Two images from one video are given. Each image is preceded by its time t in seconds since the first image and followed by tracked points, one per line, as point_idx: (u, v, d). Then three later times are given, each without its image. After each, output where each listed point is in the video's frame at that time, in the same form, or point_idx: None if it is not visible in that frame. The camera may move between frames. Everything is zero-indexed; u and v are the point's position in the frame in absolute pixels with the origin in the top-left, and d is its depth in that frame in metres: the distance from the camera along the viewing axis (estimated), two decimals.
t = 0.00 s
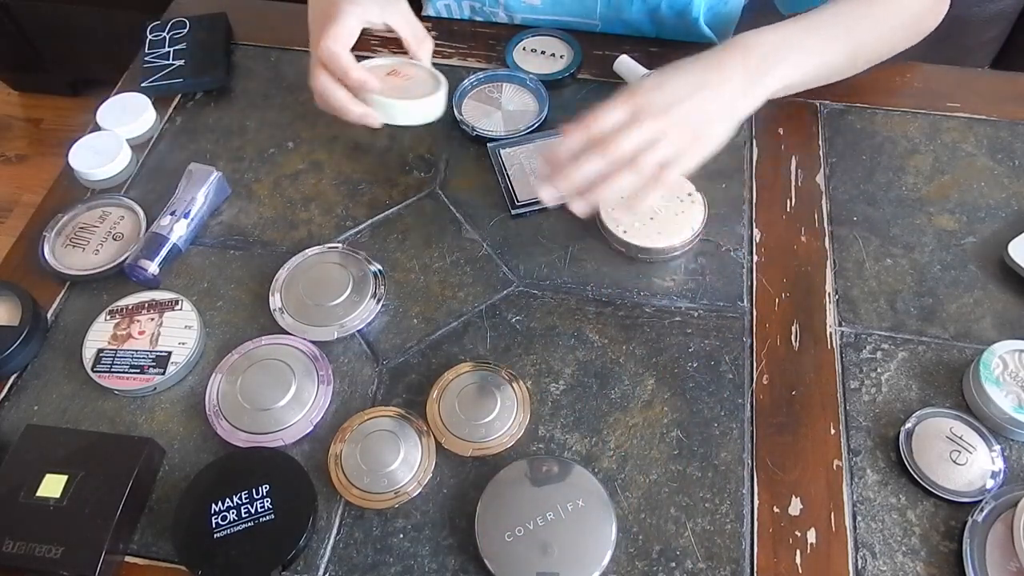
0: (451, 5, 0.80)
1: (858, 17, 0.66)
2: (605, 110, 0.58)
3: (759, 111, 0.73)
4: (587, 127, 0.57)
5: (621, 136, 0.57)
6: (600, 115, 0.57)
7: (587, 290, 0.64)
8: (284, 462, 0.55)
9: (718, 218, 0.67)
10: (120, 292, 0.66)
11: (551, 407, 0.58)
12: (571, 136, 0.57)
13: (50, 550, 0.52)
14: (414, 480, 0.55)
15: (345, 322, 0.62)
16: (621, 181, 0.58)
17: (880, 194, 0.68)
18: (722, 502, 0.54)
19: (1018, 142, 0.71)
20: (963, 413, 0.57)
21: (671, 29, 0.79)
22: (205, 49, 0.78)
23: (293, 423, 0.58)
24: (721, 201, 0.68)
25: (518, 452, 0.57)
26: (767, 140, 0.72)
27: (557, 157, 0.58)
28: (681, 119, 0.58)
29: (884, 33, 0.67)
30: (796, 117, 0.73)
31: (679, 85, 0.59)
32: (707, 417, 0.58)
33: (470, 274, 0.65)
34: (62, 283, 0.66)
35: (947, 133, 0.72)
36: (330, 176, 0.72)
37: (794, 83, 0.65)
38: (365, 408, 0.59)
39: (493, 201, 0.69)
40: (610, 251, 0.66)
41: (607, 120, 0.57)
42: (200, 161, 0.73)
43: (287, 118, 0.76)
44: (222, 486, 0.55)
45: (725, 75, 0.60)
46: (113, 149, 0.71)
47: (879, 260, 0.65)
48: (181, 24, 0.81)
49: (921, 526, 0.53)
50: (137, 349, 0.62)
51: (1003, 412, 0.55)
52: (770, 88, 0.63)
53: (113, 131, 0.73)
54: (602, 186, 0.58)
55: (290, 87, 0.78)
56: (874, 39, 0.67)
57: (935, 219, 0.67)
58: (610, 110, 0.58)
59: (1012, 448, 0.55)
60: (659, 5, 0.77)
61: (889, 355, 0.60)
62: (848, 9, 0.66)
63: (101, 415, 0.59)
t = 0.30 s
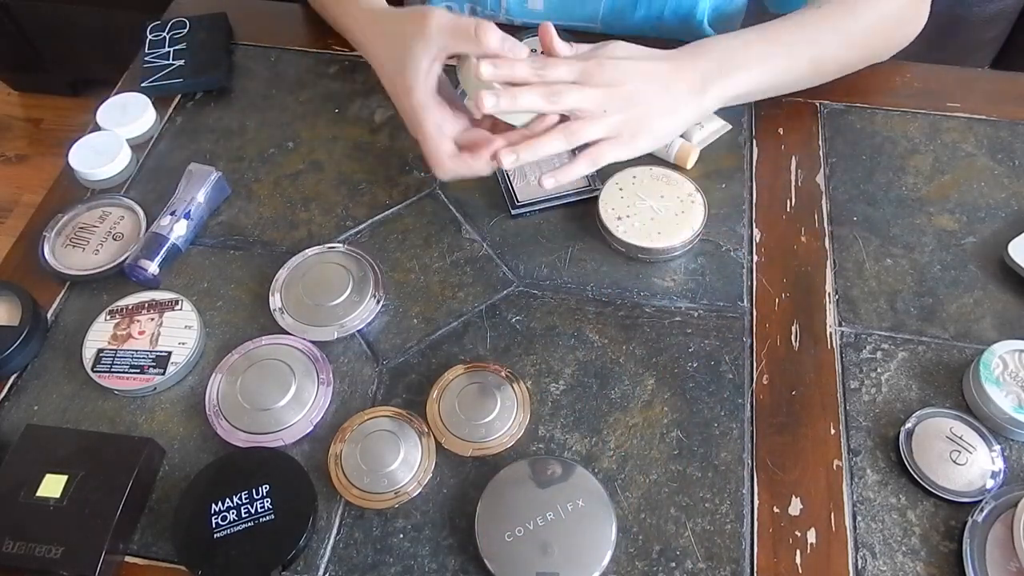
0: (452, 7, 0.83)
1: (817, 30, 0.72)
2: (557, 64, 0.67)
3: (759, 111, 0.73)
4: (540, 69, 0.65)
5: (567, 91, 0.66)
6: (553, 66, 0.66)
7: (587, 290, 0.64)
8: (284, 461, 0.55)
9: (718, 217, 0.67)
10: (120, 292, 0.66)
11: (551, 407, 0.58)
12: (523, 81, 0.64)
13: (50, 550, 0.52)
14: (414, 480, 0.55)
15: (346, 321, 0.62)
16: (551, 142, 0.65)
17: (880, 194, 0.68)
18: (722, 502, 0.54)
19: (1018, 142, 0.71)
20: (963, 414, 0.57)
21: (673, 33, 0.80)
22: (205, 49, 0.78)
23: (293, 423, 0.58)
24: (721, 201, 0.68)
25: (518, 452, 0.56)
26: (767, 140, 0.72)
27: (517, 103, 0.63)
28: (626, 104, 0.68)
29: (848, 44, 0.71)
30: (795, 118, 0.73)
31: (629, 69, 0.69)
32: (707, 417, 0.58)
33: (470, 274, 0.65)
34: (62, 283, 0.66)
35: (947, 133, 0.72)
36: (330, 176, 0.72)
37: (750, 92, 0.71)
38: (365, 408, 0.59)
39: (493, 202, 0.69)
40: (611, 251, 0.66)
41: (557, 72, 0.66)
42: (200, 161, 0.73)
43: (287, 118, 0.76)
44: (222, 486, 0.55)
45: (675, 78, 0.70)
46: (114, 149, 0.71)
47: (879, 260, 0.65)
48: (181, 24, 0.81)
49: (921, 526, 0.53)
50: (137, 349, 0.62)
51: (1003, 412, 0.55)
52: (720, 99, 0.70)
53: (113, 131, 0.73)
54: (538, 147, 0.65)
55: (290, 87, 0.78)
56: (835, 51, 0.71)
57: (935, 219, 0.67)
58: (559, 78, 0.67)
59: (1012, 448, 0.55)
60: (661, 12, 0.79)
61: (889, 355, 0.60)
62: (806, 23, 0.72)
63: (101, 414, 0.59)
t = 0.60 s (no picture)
0: (453, 8, 0.83)
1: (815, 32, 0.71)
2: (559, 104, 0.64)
3: (759, 111, 0.73)
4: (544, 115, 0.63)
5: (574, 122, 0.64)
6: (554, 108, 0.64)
7: (587, 290, 0.64)
8: (284, 462, 0.55)
9: (718, 217, 0.67)
10: (120, 292, 0.66)
11: (551, 407, 0.58)
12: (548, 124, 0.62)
13: (50, 550, 0.52)
14: (414, 480, 0.55)
15: (346, 322, 0.62)
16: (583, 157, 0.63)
17: (881, 194, 0.68)
18: (722, 502, 0.54)
19: (1018, 142, 0.71)
20: (963, 414, 0.57)
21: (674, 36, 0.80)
22: (205, 49, 0.78)
23: (293, 423, 0.58)
24: (721, 201, 0.68)
25: (518, 452, 0.56)
26: (767, 141, 0.72)
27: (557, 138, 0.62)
28: (636, 115, 0.66)
29: (847, 44, 0.71)
30: (795, 118, 0.73)
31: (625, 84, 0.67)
32: (708, 417, 0.58)
33: (470, 274, 0.65)
34: (62, 283, 0.66)
35: (947, 133, 0.72)
36: (330, 176, 0.72)
37: (749, 93, 0.70)
38: (365, 408, 0.59)
39: (493, 202, 0.69)
40: (611, 251, 0.66)
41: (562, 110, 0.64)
42: (200, 161, 0.73)
43: (287, 118, 0.76)
44: (222, 486, 0.55)
45: (672, 83, 0.68)
46: (114, 149, 0.71)
47: (879, 260, 0.65)
48: (181, 24, 0.81)
49: (921, 526, 0.53)
50: (137, 349, 0.62)
51: (1003, 412, 0.55)
52: (718, 101, 0.69)
53: (113, 131, 0.73)
54: (614, 169, 0.64)
55: (290, 87, 0.78)
56: (834, 52, 0.71)
57: (935, 219, 0.67)
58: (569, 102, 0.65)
59: (1012, 448, 0.55)
60: (662, 13, 0.79)
61: (889, 355, 0.60)
62: (803, 26, 0.72)
63: (101, 415, 0.59)
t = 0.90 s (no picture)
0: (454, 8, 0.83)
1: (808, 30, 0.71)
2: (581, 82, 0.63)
3: (759, 111, 0.74)
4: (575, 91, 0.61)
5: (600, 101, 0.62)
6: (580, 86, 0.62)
7: (587, 290, 0.64)
8: (284, 462, 0.55)
9: (718, 217, 0.67)
10: (120, 292, 0.66)
11: (551, 407, 0.58)
12: (586, 101, 0.61)
13: (51, 550, 0.52)
14: (414, 480, 0.55)
15: (346, 322, 0.62)
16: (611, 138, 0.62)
17: (881, 194, 0.68)
18: (722, 502, 0.54)
19: (1018, 142, 0.71)
20: (963, 414, 0.57)
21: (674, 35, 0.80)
22: (205, 49, 0.78)
23: (293, 423, 0.58)
24: (721, 201, 0.68)
25: (518, 452, 0.56)
26: (767, 141, 0.72)
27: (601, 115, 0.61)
28: (647, 108, 0.66)
29: (844, 43, 0.71)
30: (795, 118, 0.73)
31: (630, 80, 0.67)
32: (708, 417, 0.58)
33: (470, 274, 0.65)
34: (62, 283, 0.66)
35: (947, 133, 0.72)
36: (330, 175, 0.71)
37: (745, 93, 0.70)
38: (365, 408, 0.59)
39: (493, 202, 0.69)
40: (611, 251, 0.66)
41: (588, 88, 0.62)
42: (200, 161, 0.73)
43: (286, 118, 0.76)
44: (222, 486, 0.55)
45: (672, 78, 0.68)
46: (114, 149, 0.71)
47: (879, 260, 0.65)
48: (181, 24, 0.81)
49: (921, 526, 0.53)
50: (137, 349, 0.62)
51: (1003, 412, 0.55)
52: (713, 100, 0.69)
53: (113, 131, 0.73)
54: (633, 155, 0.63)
55: (290, 87, 0.78)
56: (829, 51, 0.71)
57: (935, 219, 0.67)
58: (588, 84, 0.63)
59: (1012, 448, 0.55)
60: (662, 13, 0.79)
61: (889, 355, 0.60)
62: (795, 24, 0.72)
63: (101, 415, 0.59)
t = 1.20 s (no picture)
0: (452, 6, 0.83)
1: (795, 19, 0.70)
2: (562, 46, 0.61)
3: (760, 110, 0.74)
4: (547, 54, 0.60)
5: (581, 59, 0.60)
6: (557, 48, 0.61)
7: (587, 290, 0.64)
8: (284, 461, 0.55)
9: (718, 217, 0.67)
10: (120, 292, 0.66)
11: (551, 407, 0.58)
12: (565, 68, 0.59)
13: (50, 550, 0.52)
14: (414, 480, 0.55)
15: (345, 321, 0.62)
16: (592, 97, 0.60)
17: (881, 194, 0.68)
18: (722, 502, 0.54)
19: (1018, 142, 0.71)
20: (963, 414, 0.57)
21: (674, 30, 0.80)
22: (206, 49, 0.79)
23: (293, 423, 0.58)
24: (721, 201, 0.68)
25: (518, 452, 0.56)
26: (768, 140, 0.72)
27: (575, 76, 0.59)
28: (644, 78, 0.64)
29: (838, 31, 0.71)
30: (795, 117, 0.73)
31: (625, 52, 0.64)
32: (708, 417, 0.58)
33: (470, 274, 0.65)
34: (62, 284, 0.66)
35: (947, 133, 0.72)
36: (330, 176, 0.72)
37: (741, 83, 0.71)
38: (365, 408, 0.59)
39: (493, 202, 0.69)
40: (611, 251, 0.66)
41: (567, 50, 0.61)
42: (200, 161, 0.73)
43: (287, 118, 0.76)
44: (222, 486, 0.55)
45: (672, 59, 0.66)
46: (114, 149, 0.71)
47: (879, 260, 0.65)
48: (181, 24, 0.81)
49: (921, 526, 0.53)
50: (137, 349, 0.62)
51: (1003, 412, 0.55)
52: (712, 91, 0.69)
53: (113, 131, 0.73)
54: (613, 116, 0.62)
55: (290, 87, 0.78)
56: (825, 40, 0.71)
57: (935, 219, 0.67)
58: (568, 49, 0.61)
59: (1012, 448, 0.55)
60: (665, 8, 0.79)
61: (889, 355, 0.60)
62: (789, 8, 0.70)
63: (101, 414, 0.59)
